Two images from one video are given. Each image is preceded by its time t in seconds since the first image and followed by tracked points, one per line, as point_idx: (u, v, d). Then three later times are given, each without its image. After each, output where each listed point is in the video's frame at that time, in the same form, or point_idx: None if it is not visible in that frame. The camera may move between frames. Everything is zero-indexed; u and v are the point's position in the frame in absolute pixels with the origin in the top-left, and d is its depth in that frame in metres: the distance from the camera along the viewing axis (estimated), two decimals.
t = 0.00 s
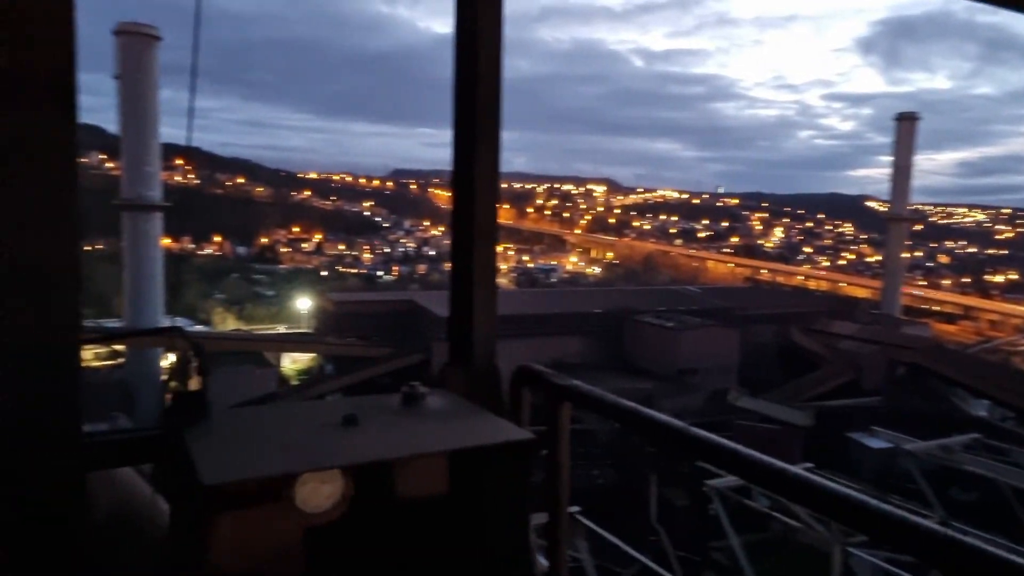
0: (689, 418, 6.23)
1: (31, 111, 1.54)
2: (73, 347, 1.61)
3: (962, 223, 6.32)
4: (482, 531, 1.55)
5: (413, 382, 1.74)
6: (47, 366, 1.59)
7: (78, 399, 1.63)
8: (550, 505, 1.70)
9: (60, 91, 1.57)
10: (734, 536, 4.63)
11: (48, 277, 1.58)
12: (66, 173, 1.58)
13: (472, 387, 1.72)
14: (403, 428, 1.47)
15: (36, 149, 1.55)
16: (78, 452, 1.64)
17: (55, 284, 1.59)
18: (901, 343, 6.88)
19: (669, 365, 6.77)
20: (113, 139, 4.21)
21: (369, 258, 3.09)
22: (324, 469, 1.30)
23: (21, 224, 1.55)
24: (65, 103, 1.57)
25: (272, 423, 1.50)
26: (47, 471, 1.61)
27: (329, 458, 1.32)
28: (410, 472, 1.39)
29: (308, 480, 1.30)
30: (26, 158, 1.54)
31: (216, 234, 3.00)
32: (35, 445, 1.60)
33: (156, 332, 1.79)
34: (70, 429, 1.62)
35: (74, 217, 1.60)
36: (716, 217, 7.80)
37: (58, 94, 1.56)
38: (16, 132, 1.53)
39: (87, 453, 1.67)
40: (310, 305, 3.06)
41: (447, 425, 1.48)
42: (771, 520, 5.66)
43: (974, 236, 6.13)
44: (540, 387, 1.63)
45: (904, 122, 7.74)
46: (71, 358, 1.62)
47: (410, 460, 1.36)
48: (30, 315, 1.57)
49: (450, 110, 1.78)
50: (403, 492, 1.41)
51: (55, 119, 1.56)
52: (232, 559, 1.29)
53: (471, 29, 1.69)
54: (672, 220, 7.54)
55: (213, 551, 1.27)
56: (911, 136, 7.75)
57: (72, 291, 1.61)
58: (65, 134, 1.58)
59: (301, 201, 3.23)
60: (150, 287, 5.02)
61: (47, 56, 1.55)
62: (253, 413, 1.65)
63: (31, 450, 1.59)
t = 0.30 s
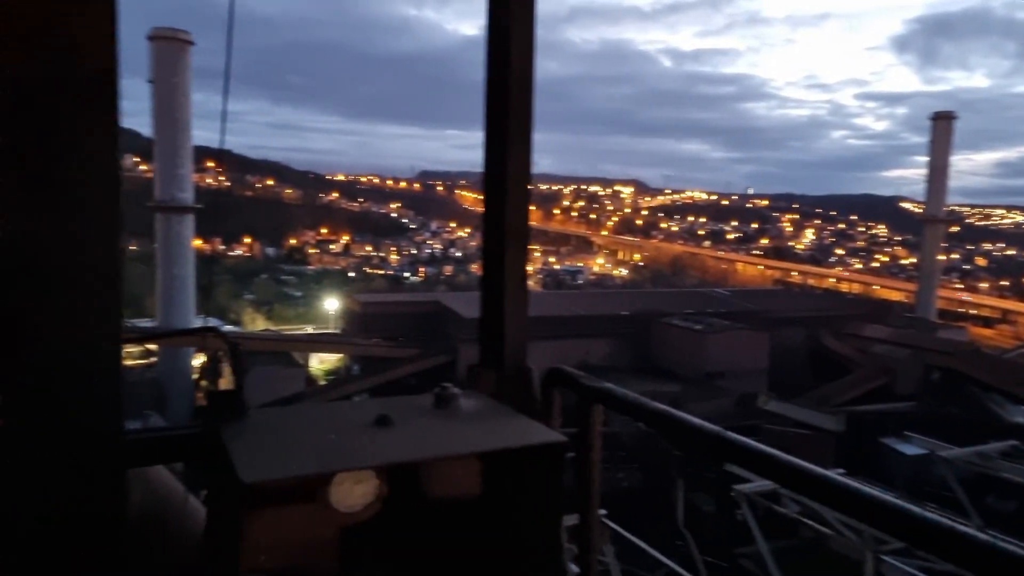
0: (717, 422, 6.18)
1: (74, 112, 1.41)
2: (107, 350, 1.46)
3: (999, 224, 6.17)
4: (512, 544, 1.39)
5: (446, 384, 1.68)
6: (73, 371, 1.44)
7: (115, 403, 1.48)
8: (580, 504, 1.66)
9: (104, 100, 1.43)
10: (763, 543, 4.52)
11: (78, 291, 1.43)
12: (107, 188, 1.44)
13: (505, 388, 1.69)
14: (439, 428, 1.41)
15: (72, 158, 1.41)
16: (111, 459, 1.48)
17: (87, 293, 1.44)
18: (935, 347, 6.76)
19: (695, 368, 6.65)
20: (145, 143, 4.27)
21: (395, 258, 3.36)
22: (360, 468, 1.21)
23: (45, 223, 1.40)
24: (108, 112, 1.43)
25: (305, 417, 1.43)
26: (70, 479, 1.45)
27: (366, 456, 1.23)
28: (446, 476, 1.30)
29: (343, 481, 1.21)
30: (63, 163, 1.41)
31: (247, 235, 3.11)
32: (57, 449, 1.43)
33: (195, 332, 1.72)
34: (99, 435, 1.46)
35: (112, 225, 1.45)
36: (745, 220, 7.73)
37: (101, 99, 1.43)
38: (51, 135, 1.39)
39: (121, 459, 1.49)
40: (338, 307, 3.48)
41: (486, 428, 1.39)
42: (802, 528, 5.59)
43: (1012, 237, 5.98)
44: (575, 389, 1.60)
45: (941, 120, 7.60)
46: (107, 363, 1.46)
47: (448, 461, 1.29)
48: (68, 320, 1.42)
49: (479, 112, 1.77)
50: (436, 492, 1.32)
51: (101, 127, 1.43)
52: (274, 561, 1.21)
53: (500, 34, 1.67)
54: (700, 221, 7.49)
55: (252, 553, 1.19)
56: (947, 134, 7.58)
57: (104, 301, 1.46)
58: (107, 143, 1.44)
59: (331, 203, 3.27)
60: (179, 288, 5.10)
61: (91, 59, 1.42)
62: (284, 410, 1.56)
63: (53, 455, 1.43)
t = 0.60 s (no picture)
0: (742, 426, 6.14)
1: (103, 109, 1.32)
2: (128, 345, 1.34)
3: None
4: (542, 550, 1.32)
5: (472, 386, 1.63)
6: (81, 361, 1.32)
7: (129, 397, 1.35)
8: (607, 507, 1.63)
9: (136, 92, 1.33)
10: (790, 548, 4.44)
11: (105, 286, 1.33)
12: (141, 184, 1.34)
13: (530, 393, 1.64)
14: (469, 429, 1.36)
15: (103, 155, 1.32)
16: (127, 457, 1.35)
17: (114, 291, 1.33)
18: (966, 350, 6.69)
19: (718, 370, 6.91)
20: (172, 146, 4.32)
21: (416, 260, 3.91)
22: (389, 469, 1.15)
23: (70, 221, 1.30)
24: (147, 105, 1.33)
25: (334, 417, 1.39)
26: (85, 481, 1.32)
27: (396, 456, 1.18)
28: (477, 479, 1.23)
29: (371, 481, 1.15)
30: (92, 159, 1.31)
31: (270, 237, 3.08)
32: (64, 446, 1.31)
33: (224, 334, 1.67)
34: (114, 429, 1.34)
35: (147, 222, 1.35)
36: (770, 220, 7.63)
37: (134, 94, 1.33)
38: (78, 133, 1.30)
39: (139, 457, 1.35)
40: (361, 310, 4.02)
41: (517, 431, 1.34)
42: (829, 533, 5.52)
43: None
44: (602, 393, 1.57)
45: (974, 119, 8.09)
46: (124, 356, 1.34)
47: (481, 462, 1.22)
48: (68, 313, 1.31)
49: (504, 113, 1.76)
50: (465, 494, 1.25)
51: (132, 120, 1.33)
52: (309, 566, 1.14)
53: (529, 41, 1.64)
54: (725, 223, 7.44)
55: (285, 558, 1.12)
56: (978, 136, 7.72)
57: (134, 300, 1.35)
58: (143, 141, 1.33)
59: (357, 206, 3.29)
60: (206, 289, 5.18)
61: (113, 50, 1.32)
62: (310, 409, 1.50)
63: (61, 451, 1.30)
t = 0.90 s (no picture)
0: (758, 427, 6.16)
1: (111, 105, 1.16)
2: (146, 347, 1.19)
3: None
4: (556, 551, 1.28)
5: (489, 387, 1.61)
6: (89, 362, 1.17)
7: (145, 401, 1.19)
8: (620, 510, 1.56)
9: (155, 85, 1.18)
10: (806, 551, 4.37)
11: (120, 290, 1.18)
12: (158, 186, 1.18)
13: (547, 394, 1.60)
14: (485, 430, 1.33)
15: (116, 154, 1.16)
16: (143, 467, 1.20)
17: (130, 294, 1.18)
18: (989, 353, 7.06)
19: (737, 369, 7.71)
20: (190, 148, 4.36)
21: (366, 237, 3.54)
22: (408, 469, 1.12)
23: (82, 226, 1.16)
24: (167, 96, 1.18)
25: (350, 418, 1.37)
26: (97, 494, 1.18)
27: (408, 456, 1.15)
28: (492, 480, 1.20)
29: (388, 481, 1.12)
30: (104, 161, 1.16)
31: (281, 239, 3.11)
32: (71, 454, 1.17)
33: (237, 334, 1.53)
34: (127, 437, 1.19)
35: (167, 225, 1.19)
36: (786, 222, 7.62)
37: (147, 92, 1.17)
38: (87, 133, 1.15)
39: (158, 467, 1.20)
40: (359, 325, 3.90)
41: (529, 435, 1.30)
42: (846, 536, 5.49)
43: None
44: (615, 394, 1.51)
45: (994, 119, 7.98)
46: (143, 361, 1.19)
47: (494, 464, 1.19)
48: (72, 312, 1.16)
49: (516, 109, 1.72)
50: (480, 498, 1.21)
51: (148, 116, 1.17)
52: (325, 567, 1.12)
53: (543, 40, 1.60)
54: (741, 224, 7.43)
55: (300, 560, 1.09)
56: (999, 134, 8.00)
57: (150, 303, 1.19)
58: (163, 141, 1.18)
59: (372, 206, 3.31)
60: (224, 291, 5.22)
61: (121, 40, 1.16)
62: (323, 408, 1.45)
63: (67, 461, 1.16)
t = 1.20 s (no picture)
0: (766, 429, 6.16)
1: (112, 104, 1.13)
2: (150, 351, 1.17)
3: None
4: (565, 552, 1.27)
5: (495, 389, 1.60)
6: (90, 361, 1.15)
7: (147, 403, 1.18)
8: (626, 511, 1.53)
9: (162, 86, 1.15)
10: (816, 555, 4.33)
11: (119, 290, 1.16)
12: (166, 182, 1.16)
13: (553, 395, 1.60)
14: (491, 432, 1.32)
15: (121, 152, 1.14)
16: (146, 467, 1.18)
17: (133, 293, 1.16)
18: (1002, 355, 7.04)
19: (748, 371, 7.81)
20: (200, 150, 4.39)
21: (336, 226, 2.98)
22: (411, 470, 1.11)
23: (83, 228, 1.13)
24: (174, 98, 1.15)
25: (355, 420, 1.36)
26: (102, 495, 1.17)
27: (414, 455, 1.15)
28: (499, 480, 1.20)
29: (390, 482, 1.12)
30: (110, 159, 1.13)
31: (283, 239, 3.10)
32: (72, 454, 1.15)
33: (245, 335, 1.52)
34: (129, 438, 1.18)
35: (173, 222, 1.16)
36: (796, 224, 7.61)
37: (155, 92, 1.14)
38: (90, 133, 1.13)
39: (161, 467, 1.19)
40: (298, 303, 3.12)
41: (535, 436, 1.29)
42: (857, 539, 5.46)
43: None
44: (621, 395, 1.50)
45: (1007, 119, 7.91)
46: (145, 363, 1.17)
47: (502, 464, 1.19)
48: (77, 312, 1.14)
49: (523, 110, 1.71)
50: (486, 497, 1.20)
51: (153, 111, 1.14)
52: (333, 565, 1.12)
53: (553, 40, 1.59)
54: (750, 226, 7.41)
55: (306, 558, 1.09)
56: (1011, 135, 7.91)
57: (157, 303, 1.17)
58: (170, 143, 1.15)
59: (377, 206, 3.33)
60: (234, 291, 5.26)
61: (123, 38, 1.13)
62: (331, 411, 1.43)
63: (72, 462, 1.15)
